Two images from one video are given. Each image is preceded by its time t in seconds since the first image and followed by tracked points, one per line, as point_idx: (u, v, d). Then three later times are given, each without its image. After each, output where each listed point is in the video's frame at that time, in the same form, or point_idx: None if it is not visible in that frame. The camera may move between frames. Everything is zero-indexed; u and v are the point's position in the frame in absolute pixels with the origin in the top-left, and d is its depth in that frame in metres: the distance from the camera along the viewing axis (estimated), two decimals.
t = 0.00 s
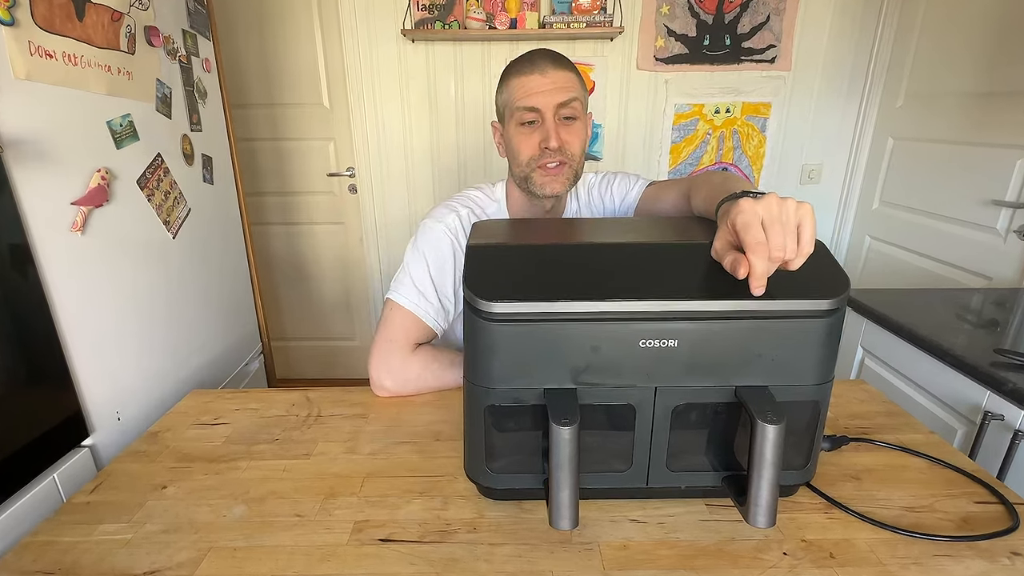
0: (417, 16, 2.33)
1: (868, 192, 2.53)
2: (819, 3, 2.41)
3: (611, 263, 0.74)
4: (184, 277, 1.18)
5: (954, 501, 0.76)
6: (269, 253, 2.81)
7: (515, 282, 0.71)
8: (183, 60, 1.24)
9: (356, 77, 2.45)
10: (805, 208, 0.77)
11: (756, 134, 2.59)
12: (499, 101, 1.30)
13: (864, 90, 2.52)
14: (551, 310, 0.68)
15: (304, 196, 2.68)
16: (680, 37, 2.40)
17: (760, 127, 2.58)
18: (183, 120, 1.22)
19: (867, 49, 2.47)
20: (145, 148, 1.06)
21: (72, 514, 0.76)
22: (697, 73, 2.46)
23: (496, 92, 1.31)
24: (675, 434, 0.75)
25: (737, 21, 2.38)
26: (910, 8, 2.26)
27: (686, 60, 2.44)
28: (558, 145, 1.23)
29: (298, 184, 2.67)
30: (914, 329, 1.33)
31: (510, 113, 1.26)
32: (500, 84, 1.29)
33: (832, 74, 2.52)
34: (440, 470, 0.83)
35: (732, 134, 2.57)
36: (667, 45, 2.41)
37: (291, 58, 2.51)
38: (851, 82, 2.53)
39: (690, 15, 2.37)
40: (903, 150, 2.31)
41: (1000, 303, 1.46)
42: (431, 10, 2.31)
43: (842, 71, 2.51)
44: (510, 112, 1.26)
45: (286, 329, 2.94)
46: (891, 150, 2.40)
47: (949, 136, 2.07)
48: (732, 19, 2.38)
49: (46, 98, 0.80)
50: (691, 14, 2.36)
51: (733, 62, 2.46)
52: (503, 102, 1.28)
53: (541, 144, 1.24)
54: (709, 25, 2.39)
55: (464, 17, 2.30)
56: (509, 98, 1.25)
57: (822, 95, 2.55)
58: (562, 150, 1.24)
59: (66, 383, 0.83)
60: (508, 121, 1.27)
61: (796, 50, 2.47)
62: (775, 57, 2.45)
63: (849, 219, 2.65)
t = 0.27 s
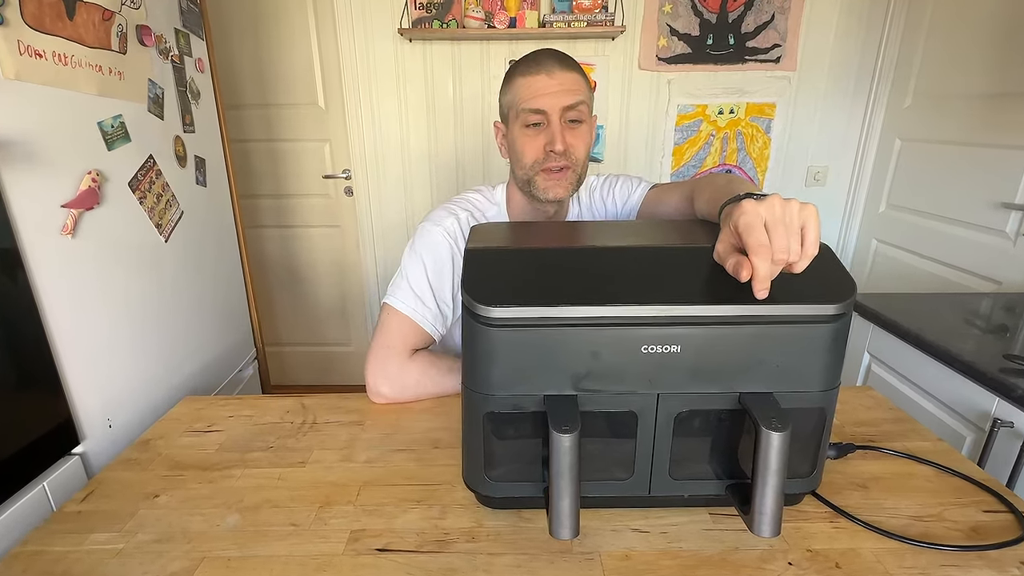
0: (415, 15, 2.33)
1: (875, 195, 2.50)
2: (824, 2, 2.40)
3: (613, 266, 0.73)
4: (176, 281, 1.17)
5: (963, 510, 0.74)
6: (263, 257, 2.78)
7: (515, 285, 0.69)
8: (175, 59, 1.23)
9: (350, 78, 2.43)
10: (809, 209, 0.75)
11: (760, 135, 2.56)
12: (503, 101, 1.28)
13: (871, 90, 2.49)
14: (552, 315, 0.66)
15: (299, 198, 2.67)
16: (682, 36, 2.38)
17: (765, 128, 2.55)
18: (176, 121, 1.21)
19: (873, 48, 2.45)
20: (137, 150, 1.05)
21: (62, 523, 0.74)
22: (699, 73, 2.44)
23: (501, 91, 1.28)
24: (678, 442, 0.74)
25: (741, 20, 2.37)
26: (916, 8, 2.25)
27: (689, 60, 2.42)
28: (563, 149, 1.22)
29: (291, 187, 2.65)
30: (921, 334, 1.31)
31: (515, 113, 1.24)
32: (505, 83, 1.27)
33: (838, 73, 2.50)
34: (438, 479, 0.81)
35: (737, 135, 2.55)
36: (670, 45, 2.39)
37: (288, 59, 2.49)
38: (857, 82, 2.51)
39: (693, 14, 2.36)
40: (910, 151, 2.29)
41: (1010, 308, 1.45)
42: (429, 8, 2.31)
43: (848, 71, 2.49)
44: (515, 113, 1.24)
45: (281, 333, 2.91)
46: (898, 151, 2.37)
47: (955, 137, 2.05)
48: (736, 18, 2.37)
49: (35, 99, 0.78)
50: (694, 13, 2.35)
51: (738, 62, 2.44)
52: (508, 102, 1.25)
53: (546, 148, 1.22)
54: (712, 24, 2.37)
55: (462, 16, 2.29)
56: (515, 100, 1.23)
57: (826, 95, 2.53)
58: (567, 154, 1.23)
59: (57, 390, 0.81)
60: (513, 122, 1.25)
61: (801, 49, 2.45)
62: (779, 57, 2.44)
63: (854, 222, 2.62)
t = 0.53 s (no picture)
0: (411, 13, 2.30)
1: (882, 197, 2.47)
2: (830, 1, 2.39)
3: (615, 271, 0.71)
4: (169, 286, 1.15)
5: (971, 519, 0.73)
6: (257, 261, 2.76)
7: (515, 289, 0.68)
8: (168, 59, 1.22)
9: (347, 79, 2.43)
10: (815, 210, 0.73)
11: (765, 136, 2.56)
12: (506, 102, 1.27)
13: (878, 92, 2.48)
14: (552, 320, 0.65)
15: (293, 201, 2.63)
16: (685, 35, 2.37)
17: (769, 130, 2.54)
18: (168, 122, 1.19)
19: (881, 47, 2.44)
20: (129, 152, 1.03)
21: (52, 532, 0.72)
22: (703, 73, 2.43)
23: (504, 91, 1.27)
24: (681, 450, 0.72)
25: (745, 19, 2.35)
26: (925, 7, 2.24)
27: (692, 59, 2.40)
28: (568, 152, 1.21)
29: (285, 190, 2.63)
30: (929, 339, 1.30)
31: (520, 115, 1.23)
32: (508, 84, 1.26)
33: (844, 74, 2.49)
34: (436, 487, 0.80)
35: (740, 137, 2.54)
36: (672, 45, 2.38)
37: (283, 60, 2.46)
38: (863, 84, 2.50)
39: (696, 13, 2.34)
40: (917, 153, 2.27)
41: (1019, 313, 1.44)
42: (426, 7, 2.28)
43: (853, 71, 2.48)
44: (519, 114, 1.22)
45: (275, 339, 2.88)
46: (905, 153, 2.35)
47: (963, 138, 2.03)
48: (740, 17, 2.34)
49: (24, 99, 0.77)
50: (698, 12, 2.33)
51: (742, 61, 2.42)
52: (512, 103, 1.24)
53: (551, 150, 1.21)
54: (716, 23, 2.35)
55: (461, 15, 2.27)
56: (519, 101, 1.22)
57: (834, 100, 2.52)
58: (572, 157, 1.21)
59: (47, 396, 0.80)
60: (517, 123, 1.24)
61: (806, 49, 2.43)
62: (784, 57, 2.42)
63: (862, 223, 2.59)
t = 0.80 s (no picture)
0: (409, 12, 2.28)
1: (889, 199, 2.47)
2: None
3: (617, 275, 0.70)
4: (162, 290, 1.14)
5: (980, 528, 0.71)
6: (252, 264, 2.73)
7: (515, 293, 0.67)
8: (161, 59, 1.21)
9: (343, 81, 2.40)
10: (817, 222, 0.72)
11: (769, 137, 2.53)
12: (486, 101, 1.26)
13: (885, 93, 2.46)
14: (551, 325, 0.64)
15: (288, 204, 2.62)
16: (688, 34, 2.34)
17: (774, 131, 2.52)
18: (161, 124, 1.18)
19: (888, 45, 2.41)
20: (121, 153, 1.02)
21: (42, 542, 0.71)
22: (706, 73, 2.40)
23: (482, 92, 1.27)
24: (683, 458, 0.71)
25: (749, 19, 2.33)
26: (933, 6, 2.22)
27: (695, 59, 2.38)
28: (556, 140, 1.21)
29: (280, 192, 2.61)
30: (937, 345, 1.29)
31: (502, 112, 1.22)
32: (486, 84, 1.26)
33: (851, 72, 2.47)
34: (434, 495, 0.78)
35: (744, 138, 2.51)
36: (675, 44, 2.35)
37: (279, 60, 2.45)
38: (870, 83, 2.48)
39: (699, 12, 2.32)
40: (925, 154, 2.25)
41: None
42: (424, 5, 2.25)
43: (859, 70, 2.46)
44: (502, 110, 1.22)
45: (270, 344, 2.85)
46: (913, 154, 2.32)
47: (971, 139, 2.02)
48: (744, 16, 2.33)
49: (13, 98, 0.76)
50: (700, 11, 2.31)
51: (746, 61, 2.41)
52: (493, 101, 1.24)
53: (538, 141, 1.21)
54: (720, 22, 2.33)
55: (458, 14, 2.25)
56: (501, 96, 1.21)
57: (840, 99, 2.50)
58: (560, 145, 1.21)
59: (38, 402, 0.79)
60: (501, 120, 1.23)
61: (810, 50, 2.42)
62: (789, 56, 2.40)
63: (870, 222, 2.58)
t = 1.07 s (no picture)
0: (406, 11, 2.24)
1: (896, 199, 2.42)
2: None
3: (618, 278, 0.69)
4: (155, 294, 1.13)
5: (989, 537, 0.70)
6: (246, 269, 2.68)
7: (514, 297, 0.65)
8: (152, 58, 1.19)
9: (339, 84, 2.35)
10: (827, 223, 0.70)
11: (773, 139, 2.49)
12: (477, 102, 1.25)
13: (891, 90, 2.41)
14: (552, 329, 0.63)
15: (283, 206, 2.56)
16: (691, 33, 2.31)
17: (779, 133, 2.47)
18: (153, 126, 1.17)
19: (894, 47, 2.37)
20: (113, 155, 1.01)
21: (32, 551, 0.69)
22: (709, 73, 2.37)
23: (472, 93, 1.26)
24: (686, 465, 0.70)
25: (753, 17, 2.29)
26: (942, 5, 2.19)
27: (698, 58, 2.34)
28: (548, 141, 1.19)
29: (275, 195, 2.55)
30: (945, 351, 1.28)
31: (494, 113, 1.21)
32: (476, 84, 1.25)
33: (858, 74, 2.42)
34: (432, 503, 0.77)
35: (748, 139, 2.47)
36: (678, 43, 2.32)
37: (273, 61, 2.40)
38: (877, 80, 2.42)
39: (702, 10, 2.28)
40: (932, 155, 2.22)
41: None
42: (422, 4, 2.23)
43: (866, 73, 2.42)
44: (493, 111, 1.21)
45: (265, 350, 2.80)
46: (920, 155, 2.29)
47: (981, 141, 2.00)
48: (748, 15, 2.29)
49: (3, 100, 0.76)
50: (704, 10, 2.27)
51: (750, 61, 2.37)
52: (484, 102, 1.23)
53: (531, 142, 1.20)
54: (723, 21, 2.30)
55: (457, 13, 2.22)
56: (491, 97, 1.20)
57: (847, 94, 2.44)
58: (553, 146, 1.20)
59: (27, 409, 0.77)
60: (492, 121, 1.22)
61: (817, 48, 2.37)
62: (794, 56, 2.36)
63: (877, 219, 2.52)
